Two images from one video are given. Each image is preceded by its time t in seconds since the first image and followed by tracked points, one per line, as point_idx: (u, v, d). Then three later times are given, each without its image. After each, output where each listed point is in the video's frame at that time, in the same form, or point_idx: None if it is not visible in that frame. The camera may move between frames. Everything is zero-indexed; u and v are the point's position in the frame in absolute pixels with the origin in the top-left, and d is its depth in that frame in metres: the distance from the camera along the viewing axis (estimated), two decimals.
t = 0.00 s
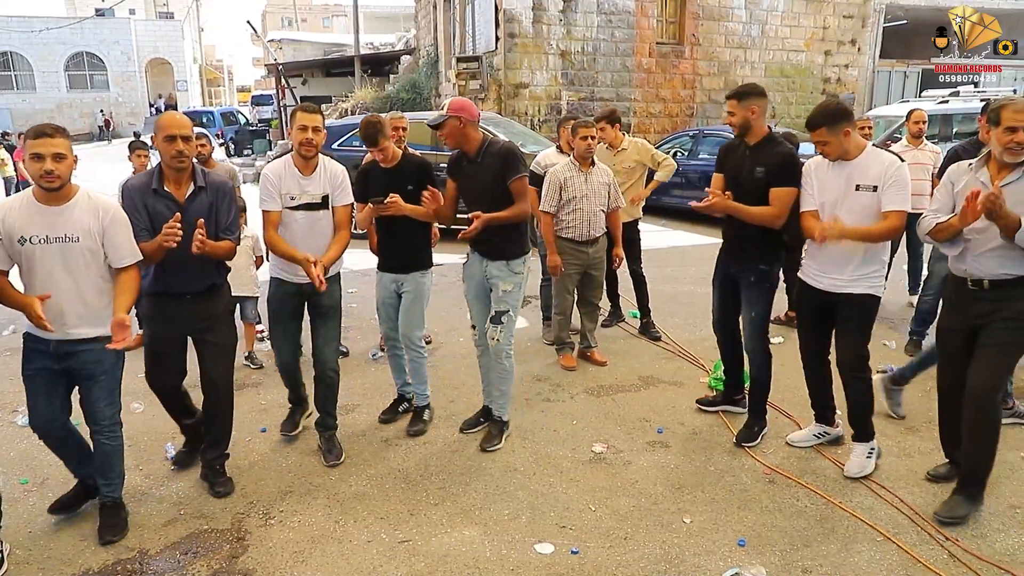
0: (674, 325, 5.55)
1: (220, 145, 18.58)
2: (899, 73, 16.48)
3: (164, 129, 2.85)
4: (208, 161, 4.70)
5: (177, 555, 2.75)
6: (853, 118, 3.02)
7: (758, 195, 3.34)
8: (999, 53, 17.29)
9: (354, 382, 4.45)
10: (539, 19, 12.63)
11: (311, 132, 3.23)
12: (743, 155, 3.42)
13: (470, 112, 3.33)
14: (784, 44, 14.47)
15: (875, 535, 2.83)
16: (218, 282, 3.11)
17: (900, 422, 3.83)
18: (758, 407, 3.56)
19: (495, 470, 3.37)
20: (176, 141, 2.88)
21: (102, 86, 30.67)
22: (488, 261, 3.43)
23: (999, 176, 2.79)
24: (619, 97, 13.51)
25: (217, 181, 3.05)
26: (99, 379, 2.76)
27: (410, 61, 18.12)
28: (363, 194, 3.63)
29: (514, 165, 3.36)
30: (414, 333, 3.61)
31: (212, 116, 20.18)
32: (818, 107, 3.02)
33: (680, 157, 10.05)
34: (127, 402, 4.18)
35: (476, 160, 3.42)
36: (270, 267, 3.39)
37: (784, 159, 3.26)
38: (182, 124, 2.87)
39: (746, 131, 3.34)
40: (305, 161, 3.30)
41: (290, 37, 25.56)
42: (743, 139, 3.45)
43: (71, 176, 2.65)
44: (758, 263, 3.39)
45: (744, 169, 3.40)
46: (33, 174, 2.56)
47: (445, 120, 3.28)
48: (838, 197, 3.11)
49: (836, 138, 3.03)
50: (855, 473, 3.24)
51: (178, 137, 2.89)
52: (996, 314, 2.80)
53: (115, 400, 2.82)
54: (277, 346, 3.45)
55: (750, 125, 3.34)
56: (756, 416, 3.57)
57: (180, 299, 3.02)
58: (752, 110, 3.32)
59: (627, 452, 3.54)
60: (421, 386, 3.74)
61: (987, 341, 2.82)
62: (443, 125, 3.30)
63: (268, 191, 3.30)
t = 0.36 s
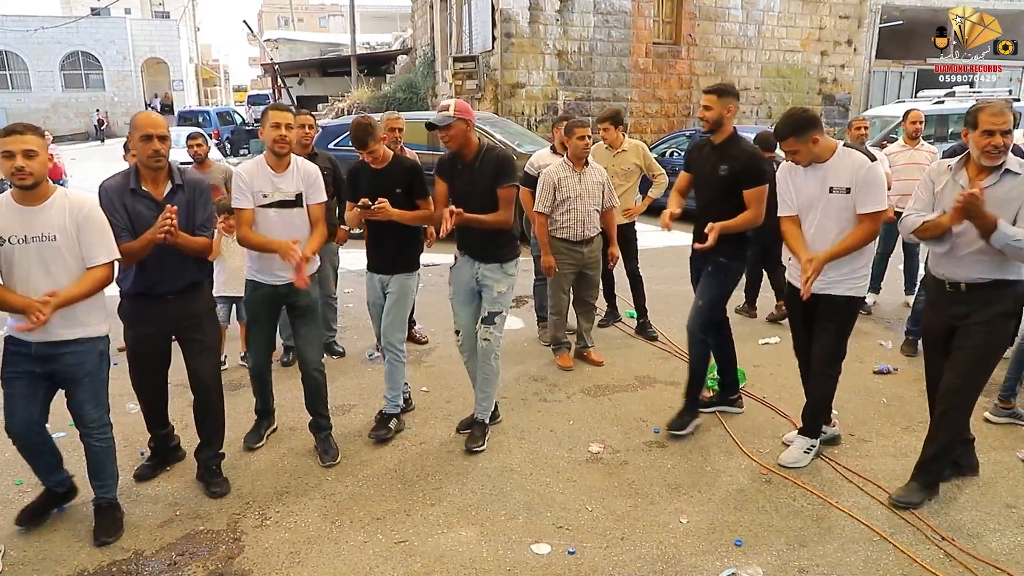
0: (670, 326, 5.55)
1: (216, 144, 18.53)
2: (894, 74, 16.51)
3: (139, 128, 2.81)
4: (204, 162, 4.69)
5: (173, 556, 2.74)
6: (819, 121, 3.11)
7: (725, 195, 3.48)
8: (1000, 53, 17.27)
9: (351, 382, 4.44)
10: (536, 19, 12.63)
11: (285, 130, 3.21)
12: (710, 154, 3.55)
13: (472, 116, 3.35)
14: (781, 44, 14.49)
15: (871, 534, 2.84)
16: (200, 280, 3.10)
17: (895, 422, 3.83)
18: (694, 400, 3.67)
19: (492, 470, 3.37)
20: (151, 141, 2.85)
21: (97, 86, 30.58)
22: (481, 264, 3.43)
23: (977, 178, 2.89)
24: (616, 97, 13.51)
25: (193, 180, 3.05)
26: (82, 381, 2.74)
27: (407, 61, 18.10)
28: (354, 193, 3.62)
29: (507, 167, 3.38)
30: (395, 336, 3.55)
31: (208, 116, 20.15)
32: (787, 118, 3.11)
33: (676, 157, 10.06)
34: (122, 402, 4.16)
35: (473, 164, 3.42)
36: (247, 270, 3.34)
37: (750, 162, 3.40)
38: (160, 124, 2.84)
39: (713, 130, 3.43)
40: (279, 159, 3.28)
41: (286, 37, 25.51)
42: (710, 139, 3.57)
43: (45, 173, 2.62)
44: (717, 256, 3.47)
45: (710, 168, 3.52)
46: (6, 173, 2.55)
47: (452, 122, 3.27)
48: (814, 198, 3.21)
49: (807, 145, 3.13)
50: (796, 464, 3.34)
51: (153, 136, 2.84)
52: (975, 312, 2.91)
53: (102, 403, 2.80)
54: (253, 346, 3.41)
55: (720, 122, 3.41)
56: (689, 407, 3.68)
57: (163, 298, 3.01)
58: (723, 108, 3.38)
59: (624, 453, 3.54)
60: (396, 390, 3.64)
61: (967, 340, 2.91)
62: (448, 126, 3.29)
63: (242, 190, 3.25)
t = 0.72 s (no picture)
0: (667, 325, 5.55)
1: (212, 144, 18.49)
2: (890, 73, 16.55)
3: (108, 125, 2.77)
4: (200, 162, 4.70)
5: (170, 557, 2.73)
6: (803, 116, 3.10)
7: (679, 199, 3.48)
8: (999, 54, 17.12)
9: (348, 383, 4.43)
10: (532, 19, 12.63)
11: (248, 124, 3.23)
12: (663, 158, 3.56)
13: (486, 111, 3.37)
14: (777, 44, 14.50)
15: (868, 534, 2.84)
16: (175, 277, 3.07)
17: (894, 422, 3.83)
18: (633, 402, 3.66)
19: (489, 470, 3.37)
20: (121, 137, 2.80)
21: (93, 86, 30.51)
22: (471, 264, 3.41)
23: (955, 182, 2.86)
24: (612, 97, 13.52)
25: (164, 176, 3.04)
26: (46, 380, 2.69)
27: (403, 61, 18.08)
28: (338, 198, 3.54)
29: (511, 171, 3.38)
30: (386, 345, 3.51)
31: (205, 116, 20.12)
32: (771, 105, 3.08)
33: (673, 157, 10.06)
34: (120, 403, 4.16)
35: (478, 158, 3.40)
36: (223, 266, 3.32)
37: (703, 163, 3.43)
38: (130, 121, 2.81)
39: (674, 134, 3.46)
40: (243, 150, 3.30)
41: (282, 37, 25.45)
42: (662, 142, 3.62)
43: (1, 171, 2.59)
44: (667, 265, 3.47)
45: (662, 171, 3.54)
46: None
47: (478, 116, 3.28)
48: (785, 195, 3.22)
49: (786, 138, 3.11)
50: (792, 464, 3.33)
51: (123, 132, 2.80)
52: (955, 316, 2.88)
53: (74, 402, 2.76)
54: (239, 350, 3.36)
55: (677, 128, 3.45)
56: (626, 410, 3.68)
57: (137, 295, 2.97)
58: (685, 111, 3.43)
59: (622, 453, 3.53)
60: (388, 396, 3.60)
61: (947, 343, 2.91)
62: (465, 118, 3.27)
63: (207, 184, 3.26)
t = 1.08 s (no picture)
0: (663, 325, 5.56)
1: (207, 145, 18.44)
2: (886, 73, 16.59)
3: (95, 128, 2.71)
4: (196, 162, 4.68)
5: (166, 559, 2.72)
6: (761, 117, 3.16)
7: (638, 196, 3.37)
8: (999, 54, 17.23)
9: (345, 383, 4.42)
10: (528, 19, 12.63)
11: (235, 130, 3.25)
12: (620, 154, 3.47)
13: (484, 110, 3.31)
14: (772, 44, 14.52)
15: (864, 533, 2.84)
16: (162, 282, 3.00)
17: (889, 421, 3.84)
18: (624, 403, 3.66)
19: (486, 470, 3.36)
20: (106, 141, 2.74)
21: (88, 86, 30.43)
22: (462, 265, 3.39)
23: (928, 177, 2.96)
24: (608, 97, 13.52)
25: (153, 180, 2.95)
26: (21, 379, 2.65)
27: (399, 61, 18.07)
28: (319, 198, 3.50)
29: (507, 174, 3.34)
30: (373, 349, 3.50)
31: (200, 116, 20.07)
32: (731, 100, 3.13)
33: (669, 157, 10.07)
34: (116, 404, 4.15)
35: (473, 161, 3.39)
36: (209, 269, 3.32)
37: (664, 161, 3.33)
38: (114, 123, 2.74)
39: (636, 129, 3.36)
40: (231, 157, 3.30)
41: (278, 37, 25.42)
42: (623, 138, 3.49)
43: None
44: (632, 265, 3.41)
45: (623, 169, 3.43)
46: None
47: (462, 115, 3.26)
48: (738, 193, 3.28)
49: (743, 136, 3.17)
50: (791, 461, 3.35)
51: (109, 136, 2.74)
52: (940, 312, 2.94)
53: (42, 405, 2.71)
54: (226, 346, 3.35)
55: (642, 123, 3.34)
56: (620, 411, 3.66)
57: (123, 301, 2.91)
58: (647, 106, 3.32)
59: (619, 453, 3.54)
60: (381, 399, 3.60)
61: (932, 334, 2.97)
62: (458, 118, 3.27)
63: (196, 190, 3.25)
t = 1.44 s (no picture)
0: (658, 324, 5.57)
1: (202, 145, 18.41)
2: (881, 73, 16.63)
3: (89, 128, 2.66)
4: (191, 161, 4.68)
5: (160, 560, 2.72)
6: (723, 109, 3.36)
7: (584, 193, 3.37)
8: (1000, 54, 17.29)
9: (340, 384, 4.42)
10: (524, 19, 12.63)
11: (230, 137, 3.15)
12: (570, 153, 3.45)
13: (477, 111, 3.32)
14: (768, 44, 14.55)
15: (859, 532, 2.84)
16: (149, 290, 2.94)
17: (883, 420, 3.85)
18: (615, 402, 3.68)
19: (481, 470, 3.37)
20: (100, 141, 2.70)
21: (83, 86, 30.36)
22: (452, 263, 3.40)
23: (895, 168, 3.14)
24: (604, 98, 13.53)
25: (145, 184, 2.91)
26: (8, 396, 2.58)
27: (395, 61, 18.06)
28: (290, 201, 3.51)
29: (501, 175, 3.36)
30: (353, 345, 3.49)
31: (195, 116, 20.03)
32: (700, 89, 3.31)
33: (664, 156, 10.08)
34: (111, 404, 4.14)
35: (467, 160, 3.39)
36: (195, 276, 3.23)
37: (614, 159, 3.35)
38: (109, 122, 2.69)
39: (591, 130, 3.35)
40: (226, 166, 3.20)
41: (274, 37, 25.39)
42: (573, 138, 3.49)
43: None
44: (593, 265, 3.44)
45: (574, 168, 3.41)
46: None
47: (452, 116, 3.27)
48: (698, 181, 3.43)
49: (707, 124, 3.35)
50: (714, 443, 3.53)
51: (103, 137, 2.70)
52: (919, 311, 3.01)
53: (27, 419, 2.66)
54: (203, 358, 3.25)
55: (597, 124, 3.34)
56: (615, 409, 3.69)
57: (108, 306, 2.85)
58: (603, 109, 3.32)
59: (614, 453, 3.54)
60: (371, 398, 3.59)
61: (898, 317, 3.06)
62: (449, 120, 3.29)
63: (187, 194, 3.15)
